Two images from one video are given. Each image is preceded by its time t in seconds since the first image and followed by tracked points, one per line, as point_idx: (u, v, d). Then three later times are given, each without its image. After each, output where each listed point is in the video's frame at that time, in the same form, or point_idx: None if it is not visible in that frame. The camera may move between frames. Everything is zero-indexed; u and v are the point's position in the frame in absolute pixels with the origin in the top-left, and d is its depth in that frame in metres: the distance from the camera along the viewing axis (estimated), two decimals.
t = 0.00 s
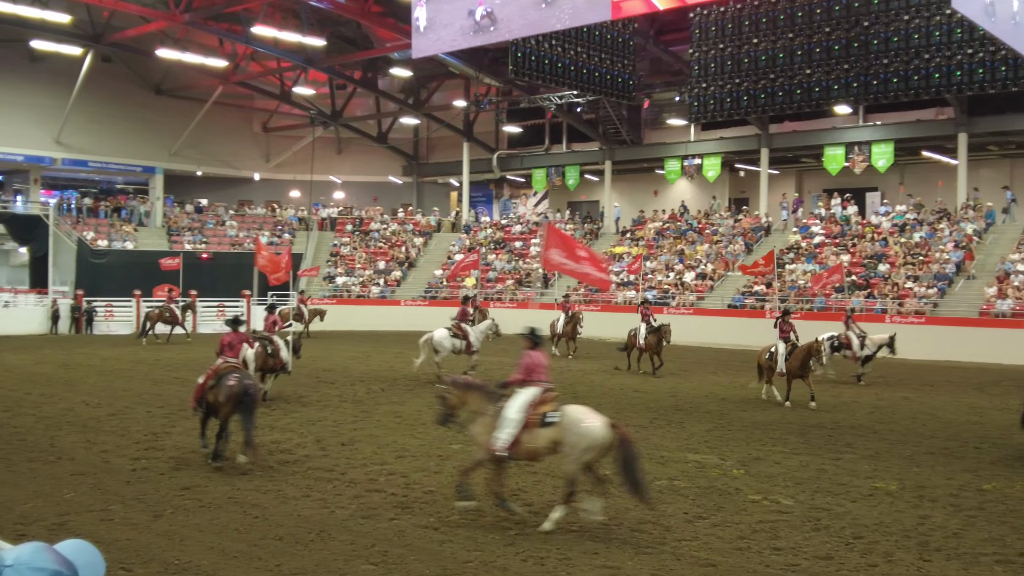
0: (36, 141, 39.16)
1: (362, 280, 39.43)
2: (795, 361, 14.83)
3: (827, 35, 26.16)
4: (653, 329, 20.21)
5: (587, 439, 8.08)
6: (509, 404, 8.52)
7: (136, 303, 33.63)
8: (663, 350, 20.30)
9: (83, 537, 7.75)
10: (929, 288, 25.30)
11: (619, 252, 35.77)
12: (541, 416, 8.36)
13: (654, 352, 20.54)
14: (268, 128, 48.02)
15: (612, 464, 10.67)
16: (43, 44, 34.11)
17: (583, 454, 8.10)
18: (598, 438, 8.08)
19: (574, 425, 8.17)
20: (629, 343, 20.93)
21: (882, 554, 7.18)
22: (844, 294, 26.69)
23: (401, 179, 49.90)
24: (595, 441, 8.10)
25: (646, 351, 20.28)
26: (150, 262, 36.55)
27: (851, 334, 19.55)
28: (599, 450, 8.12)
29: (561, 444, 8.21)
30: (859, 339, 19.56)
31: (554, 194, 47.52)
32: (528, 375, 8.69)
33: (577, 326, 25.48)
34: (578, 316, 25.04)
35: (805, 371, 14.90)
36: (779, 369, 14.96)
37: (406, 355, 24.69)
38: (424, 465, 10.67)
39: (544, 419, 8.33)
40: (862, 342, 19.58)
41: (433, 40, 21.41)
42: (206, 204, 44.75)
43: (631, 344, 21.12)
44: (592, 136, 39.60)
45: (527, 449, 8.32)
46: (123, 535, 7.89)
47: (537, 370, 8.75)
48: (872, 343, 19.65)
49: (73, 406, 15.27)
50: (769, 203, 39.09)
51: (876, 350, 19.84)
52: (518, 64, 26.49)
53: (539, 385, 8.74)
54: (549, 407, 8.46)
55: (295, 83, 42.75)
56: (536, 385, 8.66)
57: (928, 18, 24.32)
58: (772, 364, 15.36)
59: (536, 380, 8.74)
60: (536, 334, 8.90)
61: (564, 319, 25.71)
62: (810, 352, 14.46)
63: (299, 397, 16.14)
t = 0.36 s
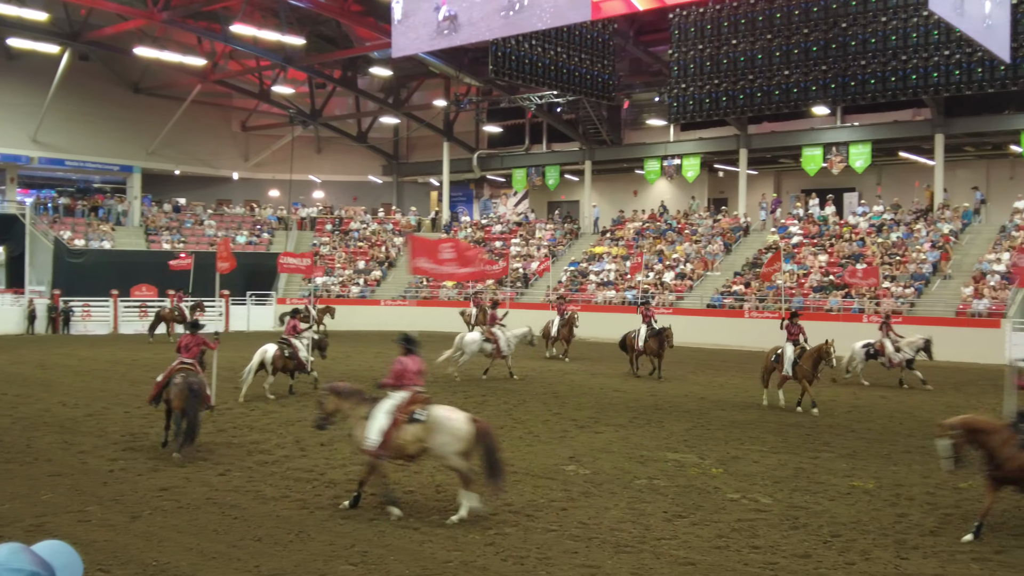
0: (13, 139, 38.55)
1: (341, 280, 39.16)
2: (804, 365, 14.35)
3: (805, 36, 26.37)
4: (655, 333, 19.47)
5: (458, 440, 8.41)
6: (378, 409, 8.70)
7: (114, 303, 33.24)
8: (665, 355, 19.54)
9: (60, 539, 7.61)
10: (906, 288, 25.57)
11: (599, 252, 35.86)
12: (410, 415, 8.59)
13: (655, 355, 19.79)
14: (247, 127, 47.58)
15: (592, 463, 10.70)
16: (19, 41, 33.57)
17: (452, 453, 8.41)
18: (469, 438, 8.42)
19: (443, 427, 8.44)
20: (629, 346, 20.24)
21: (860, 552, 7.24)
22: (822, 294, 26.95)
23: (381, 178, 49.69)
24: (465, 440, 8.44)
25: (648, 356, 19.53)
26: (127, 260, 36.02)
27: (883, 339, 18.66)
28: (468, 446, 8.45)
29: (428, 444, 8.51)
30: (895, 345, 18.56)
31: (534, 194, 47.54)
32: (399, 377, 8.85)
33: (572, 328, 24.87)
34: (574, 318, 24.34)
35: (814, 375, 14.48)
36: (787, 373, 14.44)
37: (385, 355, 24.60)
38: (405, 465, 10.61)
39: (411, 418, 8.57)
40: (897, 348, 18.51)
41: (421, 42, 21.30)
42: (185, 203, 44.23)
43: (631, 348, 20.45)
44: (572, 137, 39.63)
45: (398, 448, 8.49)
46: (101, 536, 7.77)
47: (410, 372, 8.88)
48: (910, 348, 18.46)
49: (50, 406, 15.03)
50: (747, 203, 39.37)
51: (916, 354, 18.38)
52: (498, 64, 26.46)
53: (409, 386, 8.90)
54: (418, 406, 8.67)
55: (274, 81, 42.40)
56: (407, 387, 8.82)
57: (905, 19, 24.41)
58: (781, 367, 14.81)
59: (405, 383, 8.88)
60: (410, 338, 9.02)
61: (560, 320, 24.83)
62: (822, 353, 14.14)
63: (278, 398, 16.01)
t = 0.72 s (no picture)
0: None
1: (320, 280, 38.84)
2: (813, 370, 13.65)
3: (782, 37, 26.56)
4: (656, 335, 18.78)
5: (333, 426, 8.74)
6: (271, 397, 9.18)
7: (90, 303, 32.79)
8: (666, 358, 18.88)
9: (35, 540, 7.48)
10: (882, 288, 25.88)
11: (578, 252, 35.94)
12: (297, 405, 9.04)
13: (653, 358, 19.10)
14: (224, 126, 47.09)
15: (571, 462, 10.69)
16: None
17: (335, 440, 8.78)
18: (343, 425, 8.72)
19: (322, 414, 8.82)
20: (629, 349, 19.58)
21: (837, 550, 7.29)
22: (798, 294, 27.21)
23: (360, 178, 49.46)
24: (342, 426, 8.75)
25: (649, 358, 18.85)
26: (103, 260, 35.46)
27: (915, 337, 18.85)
28: (348, 434, 8.80)
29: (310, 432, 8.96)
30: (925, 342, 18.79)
31: (513, 194, 47.55)
32: (286, 365, 9.39)
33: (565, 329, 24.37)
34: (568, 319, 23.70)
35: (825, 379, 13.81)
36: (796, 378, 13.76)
37: (364, 355, 24.52)
38: (383, 466, 10.54)
39: (298, 407, 9.02)
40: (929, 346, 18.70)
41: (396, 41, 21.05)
42: (162, 202, 43.70)
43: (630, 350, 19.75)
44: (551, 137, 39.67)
45: (287, 435, 9.00)
46: (77, 537, 7.64)
47: (299, 359, 9.45)
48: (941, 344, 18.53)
49: (24, 407, 14.76)
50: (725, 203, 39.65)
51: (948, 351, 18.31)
52: (477, 64, 26.43)
53: (300, 373, 9.41)
54: (304, 396, 9.12)
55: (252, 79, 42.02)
56: (295, 374, 9.33)
57: (881, 21, 24.53)
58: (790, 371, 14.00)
59: (296, 370, 9.41)
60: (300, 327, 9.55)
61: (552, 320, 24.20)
62: (833, 355, 13.42)
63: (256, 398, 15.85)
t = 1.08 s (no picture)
0: None
1: (301, 280, 38.56)
2: (832, 375, 13.38)
3: (763, 39, 26.73)
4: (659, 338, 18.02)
5: (232, 409, 9.47)
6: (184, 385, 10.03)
7: (69, 303, 32.34)
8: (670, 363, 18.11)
9: (14, 542, 7.37)
10: (861, 288, 26.13)
11: (560, 252, 35.99)
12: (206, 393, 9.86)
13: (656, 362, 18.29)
14: (205, 125, 46.63)
15: (554, 462, 10.68)
16: None
17: (232, 421, 9.50)
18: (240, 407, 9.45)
19: (224, 397, 9.56)
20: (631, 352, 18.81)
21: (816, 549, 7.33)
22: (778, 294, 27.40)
23: (341, 177, 49.21)
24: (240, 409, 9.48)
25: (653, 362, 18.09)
26: (83, 260, 34.94)
27: (952, 343, 17.58)
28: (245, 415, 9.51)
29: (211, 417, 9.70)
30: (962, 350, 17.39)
31: (495, 194, 47.52)
32: (200, 356, 10.14)
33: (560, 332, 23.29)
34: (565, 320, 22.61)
35: (842, 385, 13.56)
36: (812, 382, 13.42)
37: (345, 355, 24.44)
38: (364, 466, 10.48)
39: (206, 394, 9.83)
40: (963, 354, 17.31)
41: (380, 41, 21.00)
42: (142, 202, 43.20)
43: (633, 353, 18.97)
44: (533, 137, 39.67)
45: (197, 419, 9.77)
46: (56, 539, 7.53)
47: (214, 352, 10.19)
48: (976, 355, 17.12)
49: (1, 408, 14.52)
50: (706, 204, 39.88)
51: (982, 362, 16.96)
52: (459, 64, 26.38)
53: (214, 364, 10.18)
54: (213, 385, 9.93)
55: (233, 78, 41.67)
56: (208, 365, 10.08)
57: (861, 22, 24.83)
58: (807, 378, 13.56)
59: (209, 361, 10.18)
60: (218, 322, 10.29)
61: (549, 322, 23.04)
62: (852, 361, 13.25)
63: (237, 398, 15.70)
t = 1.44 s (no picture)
0: None
1: (272, 280, 38.14)
2: (843, 381, 12.76)
3: (734, 41, 26.99)
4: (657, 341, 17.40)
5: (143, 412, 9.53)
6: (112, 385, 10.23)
7: (36, 303, 31.66)
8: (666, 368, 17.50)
9: None
10: (831, 288, 26.43)
11: (532, 252, 36.02)
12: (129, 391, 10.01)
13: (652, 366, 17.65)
14: (175, 124, 45.95)
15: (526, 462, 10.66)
16: None
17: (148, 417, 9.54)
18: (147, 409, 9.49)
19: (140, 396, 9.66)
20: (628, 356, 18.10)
21: (786, 547, 7.40)
22: (749, 294, 27.67)
23: (313, 176, 48.79)
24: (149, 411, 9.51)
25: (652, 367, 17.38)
26: (51, 260, 34.36)
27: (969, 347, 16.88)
28: (159, 412, 9.51)
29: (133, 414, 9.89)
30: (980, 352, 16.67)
31: (468, 194, 47.45)
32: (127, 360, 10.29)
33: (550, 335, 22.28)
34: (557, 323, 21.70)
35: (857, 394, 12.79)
36: (825, 389, 12.86)
37: (316, 355, 24.24)
38: (335, 467, 10.38)
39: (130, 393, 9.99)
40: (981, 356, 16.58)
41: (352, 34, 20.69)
42: (112, 200, 42.47)
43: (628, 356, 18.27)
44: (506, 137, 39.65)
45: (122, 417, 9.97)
46: (23, 541, 7.37)
47: (139, 354, 10.32)
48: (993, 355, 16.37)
49: None
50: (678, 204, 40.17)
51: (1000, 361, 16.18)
52: (432, 64, 26.32)
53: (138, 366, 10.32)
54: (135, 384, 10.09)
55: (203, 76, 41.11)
56: (132, 366, 10.22)
57: (831, 25, 24.95)
58: (818, 383, 13.08)
59: (134, 364, 10.30)
60: (144, 325, 10.46)
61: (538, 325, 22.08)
62: (865, 367, 12.43)
63: (208, 399, 15.46)
